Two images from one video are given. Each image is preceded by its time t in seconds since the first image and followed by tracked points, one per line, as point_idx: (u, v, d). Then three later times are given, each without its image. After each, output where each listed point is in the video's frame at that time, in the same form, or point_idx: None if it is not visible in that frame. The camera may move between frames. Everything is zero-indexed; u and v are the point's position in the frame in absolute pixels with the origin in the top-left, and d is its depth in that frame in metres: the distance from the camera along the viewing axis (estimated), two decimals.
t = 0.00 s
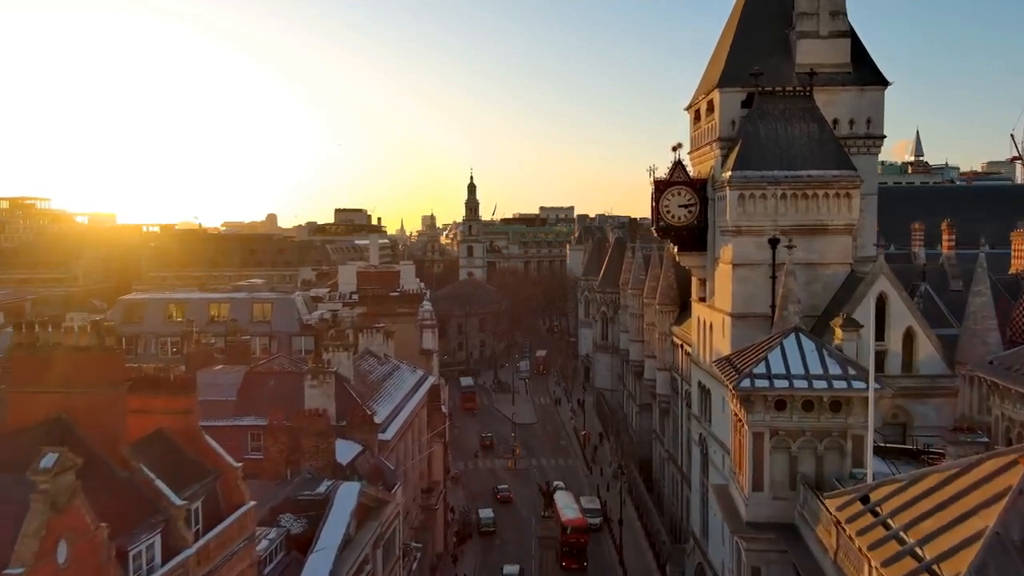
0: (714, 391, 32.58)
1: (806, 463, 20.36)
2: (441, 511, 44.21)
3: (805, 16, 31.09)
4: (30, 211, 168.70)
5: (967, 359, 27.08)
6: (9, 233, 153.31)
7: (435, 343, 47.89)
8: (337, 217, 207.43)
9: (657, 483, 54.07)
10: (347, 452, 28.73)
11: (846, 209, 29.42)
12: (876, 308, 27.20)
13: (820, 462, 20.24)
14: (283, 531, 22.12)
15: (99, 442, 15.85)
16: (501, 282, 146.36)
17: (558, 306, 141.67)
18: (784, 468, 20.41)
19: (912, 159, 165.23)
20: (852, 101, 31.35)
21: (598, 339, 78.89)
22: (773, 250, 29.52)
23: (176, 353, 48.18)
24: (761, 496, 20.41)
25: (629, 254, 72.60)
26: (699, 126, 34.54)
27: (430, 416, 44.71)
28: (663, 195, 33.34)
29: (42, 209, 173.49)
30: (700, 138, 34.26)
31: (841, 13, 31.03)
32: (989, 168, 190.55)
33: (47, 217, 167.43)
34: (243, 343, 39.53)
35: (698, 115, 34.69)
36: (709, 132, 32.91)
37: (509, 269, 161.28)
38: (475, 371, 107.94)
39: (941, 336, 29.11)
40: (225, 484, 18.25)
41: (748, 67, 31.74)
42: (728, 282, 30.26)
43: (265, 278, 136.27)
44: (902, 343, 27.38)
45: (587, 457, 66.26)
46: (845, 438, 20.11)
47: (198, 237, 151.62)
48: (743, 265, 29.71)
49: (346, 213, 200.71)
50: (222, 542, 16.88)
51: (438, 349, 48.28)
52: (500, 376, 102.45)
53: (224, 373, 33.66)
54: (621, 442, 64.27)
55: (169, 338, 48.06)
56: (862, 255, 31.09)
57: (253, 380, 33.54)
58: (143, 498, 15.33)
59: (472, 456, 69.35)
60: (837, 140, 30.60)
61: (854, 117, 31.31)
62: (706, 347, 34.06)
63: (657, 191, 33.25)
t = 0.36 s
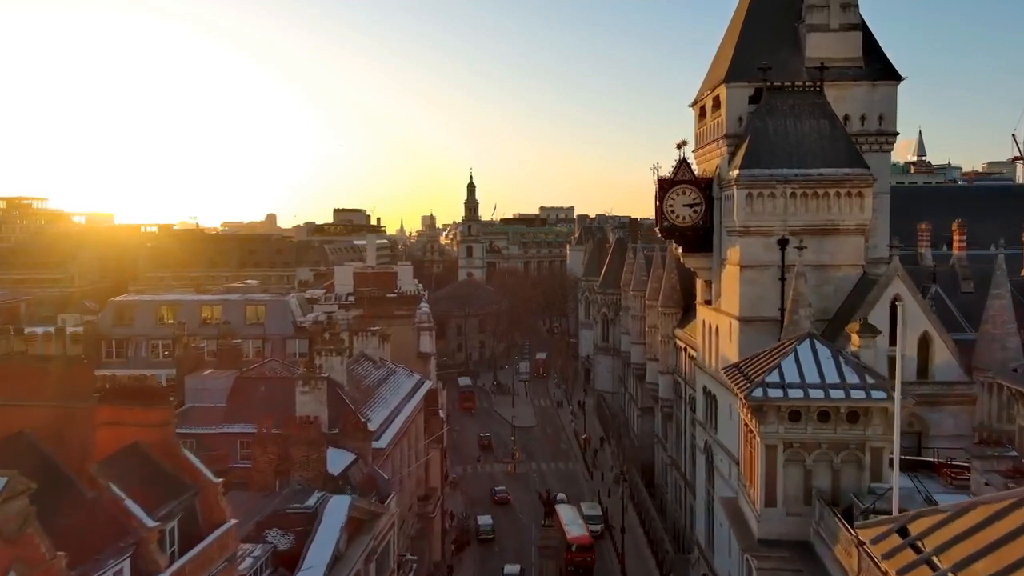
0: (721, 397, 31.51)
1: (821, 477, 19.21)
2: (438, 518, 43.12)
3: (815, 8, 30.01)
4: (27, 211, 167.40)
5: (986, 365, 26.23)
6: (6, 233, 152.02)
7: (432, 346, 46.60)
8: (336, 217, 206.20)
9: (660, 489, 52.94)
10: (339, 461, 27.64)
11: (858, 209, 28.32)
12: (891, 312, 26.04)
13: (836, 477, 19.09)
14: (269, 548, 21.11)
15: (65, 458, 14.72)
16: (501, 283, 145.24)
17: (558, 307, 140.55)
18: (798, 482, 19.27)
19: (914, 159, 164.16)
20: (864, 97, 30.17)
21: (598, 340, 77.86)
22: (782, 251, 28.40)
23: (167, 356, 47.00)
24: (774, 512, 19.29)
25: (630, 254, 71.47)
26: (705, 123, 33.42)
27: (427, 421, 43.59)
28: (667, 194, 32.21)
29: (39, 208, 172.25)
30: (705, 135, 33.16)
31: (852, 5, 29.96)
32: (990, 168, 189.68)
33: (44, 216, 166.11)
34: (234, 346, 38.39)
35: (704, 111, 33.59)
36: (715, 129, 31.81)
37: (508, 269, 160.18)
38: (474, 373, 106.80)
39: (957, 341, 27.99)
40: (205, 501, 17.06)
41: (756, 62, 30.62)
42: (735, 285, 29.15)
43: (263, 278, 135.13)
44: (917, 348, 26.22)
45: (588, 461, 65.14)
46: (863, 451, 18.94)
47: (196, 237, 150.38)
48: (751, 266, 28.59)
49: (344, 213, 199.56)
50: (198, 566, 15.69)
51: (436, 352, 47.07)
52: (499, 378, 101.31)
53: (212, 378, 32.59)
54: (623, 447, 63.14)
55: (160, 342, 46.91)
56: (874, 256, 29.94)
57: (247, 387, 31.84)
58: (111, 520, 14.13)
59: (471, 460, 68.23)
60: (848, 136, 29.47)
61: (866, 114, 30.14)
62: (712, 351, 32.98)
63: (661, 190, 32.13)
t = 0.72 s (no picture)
0: (728, 404, 30.37)
1: (839, 492, 18.07)
2: (436, 527, 41.97)
3: None
4: (24, 211, 166.35)
5: (1008, 372, 24.65)
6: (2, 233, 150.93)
7: (429, 348, 45.49)
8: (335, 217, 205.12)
9: (663, 495, 51.76)
10: (331, 470, 26.53)
11: (872, 208, 27.15)
12: (906, 315, 24.88)
13: (856, 492, 17.95)
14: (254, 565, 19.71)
15: (23, 478, 13.50)
16: (501, 283, 144.17)
17: (558, 308, 139.43)
18: (814, 498, 18.15)
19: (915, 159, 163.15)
20: (876, 91, 29.00)
21: (599, 342, 76.71)
22: (792, 252, 27.26)
23: (157, 358, 45.84)
24: (789, 530, 18.19)
25: (632, 254, 70.28)
26: (710, 119, 32.32)
27: (424, 426, 42.42)
28: (671, 192, 31.11)
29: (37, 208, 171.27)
30: (712, 132, 32.14)
31: None
32: (990, 168, 188.73)
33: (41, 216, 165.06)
34: (224, 350, 37.26)
35: (710, 107, 32.54)
36: (722, 125, 30.77)
37: (508, 270, 159.16)
38: (474, 374, 105.69)
39: (976, 346, 26.77)
40: (183, 520, 16.03)
41: (764, 55, 29.48)
42: (743, 287, 28.04)
43: (261, 278, 134.12)
44: (935, 353, 25.03)
45: (589, 465, 63.99)
46: (883, 465, 17.78)
47: (194, 237, 149.22)
48: (759, 268, 27.45)
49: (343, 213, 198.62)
50: None
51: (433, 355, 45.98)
52: (499, 380, 100.20)
53: (201, 384, 31.37)
54: (625, 451, 61.98)
55: (151, 344, 45.90)
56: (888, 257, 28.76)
57: (237, 392, 30.70)
58: (74, 547, 13.16)
59: (470, 463, 67.07)
60: (861, 132, 28.31)
61: (879, 109, 28.94)
62: (718, 356, 31.87)
63: (666, 188, 31.04)
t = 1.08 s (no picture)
0: (735, 411, 29.25)
1: (859, 509, 16.95)
2: (433, 535, 40.81)
3: None
4: (20, 210, 165.05)
5: None
6: None
7: (427, 351, 44.33)
8: (334, 216, 203.90)
9: (666, 501, 50.68)
10: (322, 480, 25.43)
11: (886, 208, 26.06)
12: (924, 318, 23.76)
13: (877, 509, 16.82)
14: None
15: None
16: (500, 284, 143.06)
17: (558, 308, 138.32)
18: (833, 515, 17.03)
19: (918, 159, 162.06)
20: (891, 85, 27.85)
21: (601, 344, 75.56)
22: (804, 253, 26.13)
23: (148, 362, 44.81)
24: (806, 549, 17.05)
25: (633, 255, 69.18)
26: (717, 115, 31.20)
27: (421, 432, 41.30)
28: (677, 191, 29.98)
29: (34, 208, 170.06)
30: (718, 128, 31.02)
31: None
32: (992, 168, 187.52)
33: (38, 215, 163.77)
34: (215, 353, 36.09)
35: (716, 103, 31.42)
36: (729, 121, 29.63)
37: (508, 270, 158.09)
38: (473, 376, 104.58)
39: (995, 351, 25.61)
40: (154, 541, 14.90)
41: (773, 48, 28.33)
42: (752, 290, 26.88)
43: (259, 279, 132.96)
44: (953, 359, 23.91)
45: (590, 470, 62.82)
46: (907, 480, 16.64)
47: (192, 237, 147.97)
48: (769, 269, 26.29)
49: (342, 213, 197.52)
50: None
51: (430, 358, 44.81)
52: (498, 382, 99.10)
53: (187, 390, 30.05)
54: (627, 455, 60.81)
55: (141, 347, 45.01)
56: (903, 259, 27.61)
57: (225, 398, 29.55)
58: None
59: (469, 467, 65.90)
60: (874, 128, 27.18)
61: (893, 104, 27.78)
62: (725, 360, 30.74)
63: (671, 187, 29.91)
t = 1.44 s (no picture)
0: (743, 418, 28.13)
1: (881, 529, 15.78)
2: (430, 543, 39.70)
3: None
4: (17, 209, 163.97)
5: None
6: None
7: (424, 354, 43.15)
8: (333, 216, 202.79)
9: (670, 508, 49.59)
10: (312, 492, 24.33)
11: (902, 207, 24.90)
12: (943, 323, 22.63)
13: (901, 529, 15.66)
14: None
15: None
16: (500, 284, 141.99)
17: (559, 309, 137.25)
18: (853, 535, 15.85)
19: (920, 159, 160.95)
20: (905, 79, 26.70)
21: (602, 346, 74.42)
22: (815, 254, 24.99)
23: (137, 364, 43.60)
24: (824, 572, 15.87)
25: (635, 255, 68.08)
26: (724, 111, 30.08)
27: (418, 437, 40.20)
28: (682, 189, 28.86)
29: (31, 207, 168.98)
30: (725, 124, 29.90)
31: None
32: (994, 168, 186.71)
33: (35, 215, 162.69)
34: (204, 357, 34.94)
35: (724, 97, 30.29)
36: (737, 117, 28.52)
37: (508, 270, 157.03)
38: (472, 377, 103.50)
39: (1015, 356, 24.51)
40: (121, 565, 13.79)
41: (783, 40, 27.17)
42: (761, 292, 25.76)
43: (257, 279, 131.95)
44: (973, 366, 22.76)
45: (591, 474, 61.69)
46: (933, 499, 15.48)
47: (189, 237, 146.88)
48: (779, 271, 25.17)
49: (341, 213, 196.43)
50: None
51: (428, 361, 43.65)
52: (498, 383, 98.02)
53: (173, 395, 28.73)
54: (628, 459, 59.66)
55: (131, 349, 43.85)
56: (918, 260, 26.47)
57: (212, 403, 28.54)
58: None
59: (467, 471, 64.77)
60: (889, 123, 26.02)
61: (908, 99, 26.63)
62: (732, 365, 29.64)
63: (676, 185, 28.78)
